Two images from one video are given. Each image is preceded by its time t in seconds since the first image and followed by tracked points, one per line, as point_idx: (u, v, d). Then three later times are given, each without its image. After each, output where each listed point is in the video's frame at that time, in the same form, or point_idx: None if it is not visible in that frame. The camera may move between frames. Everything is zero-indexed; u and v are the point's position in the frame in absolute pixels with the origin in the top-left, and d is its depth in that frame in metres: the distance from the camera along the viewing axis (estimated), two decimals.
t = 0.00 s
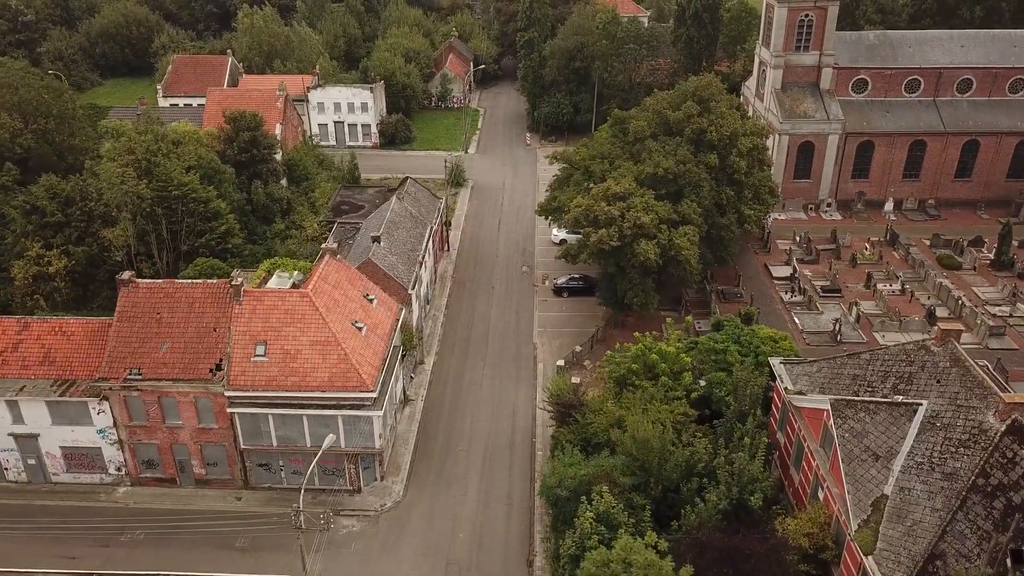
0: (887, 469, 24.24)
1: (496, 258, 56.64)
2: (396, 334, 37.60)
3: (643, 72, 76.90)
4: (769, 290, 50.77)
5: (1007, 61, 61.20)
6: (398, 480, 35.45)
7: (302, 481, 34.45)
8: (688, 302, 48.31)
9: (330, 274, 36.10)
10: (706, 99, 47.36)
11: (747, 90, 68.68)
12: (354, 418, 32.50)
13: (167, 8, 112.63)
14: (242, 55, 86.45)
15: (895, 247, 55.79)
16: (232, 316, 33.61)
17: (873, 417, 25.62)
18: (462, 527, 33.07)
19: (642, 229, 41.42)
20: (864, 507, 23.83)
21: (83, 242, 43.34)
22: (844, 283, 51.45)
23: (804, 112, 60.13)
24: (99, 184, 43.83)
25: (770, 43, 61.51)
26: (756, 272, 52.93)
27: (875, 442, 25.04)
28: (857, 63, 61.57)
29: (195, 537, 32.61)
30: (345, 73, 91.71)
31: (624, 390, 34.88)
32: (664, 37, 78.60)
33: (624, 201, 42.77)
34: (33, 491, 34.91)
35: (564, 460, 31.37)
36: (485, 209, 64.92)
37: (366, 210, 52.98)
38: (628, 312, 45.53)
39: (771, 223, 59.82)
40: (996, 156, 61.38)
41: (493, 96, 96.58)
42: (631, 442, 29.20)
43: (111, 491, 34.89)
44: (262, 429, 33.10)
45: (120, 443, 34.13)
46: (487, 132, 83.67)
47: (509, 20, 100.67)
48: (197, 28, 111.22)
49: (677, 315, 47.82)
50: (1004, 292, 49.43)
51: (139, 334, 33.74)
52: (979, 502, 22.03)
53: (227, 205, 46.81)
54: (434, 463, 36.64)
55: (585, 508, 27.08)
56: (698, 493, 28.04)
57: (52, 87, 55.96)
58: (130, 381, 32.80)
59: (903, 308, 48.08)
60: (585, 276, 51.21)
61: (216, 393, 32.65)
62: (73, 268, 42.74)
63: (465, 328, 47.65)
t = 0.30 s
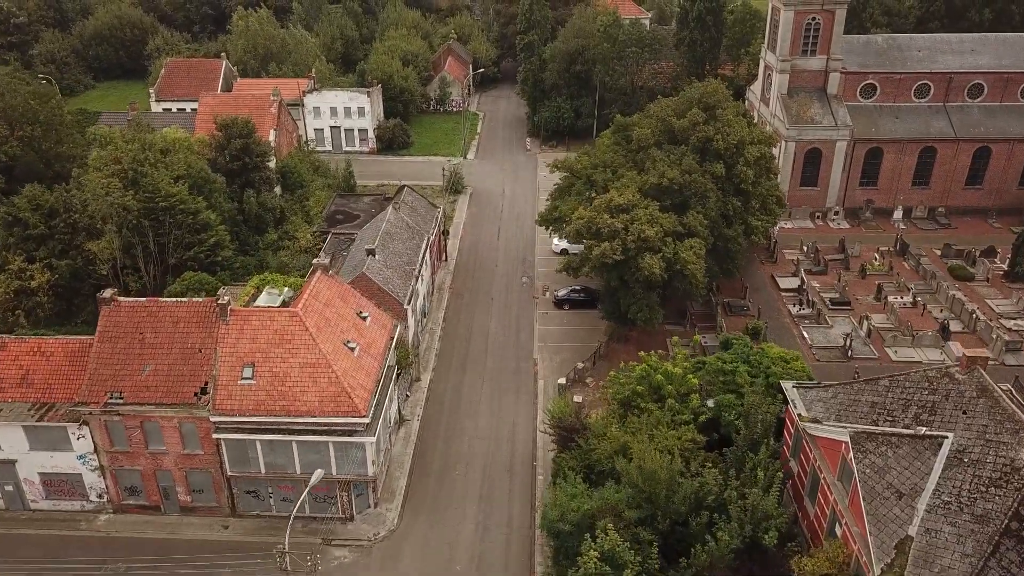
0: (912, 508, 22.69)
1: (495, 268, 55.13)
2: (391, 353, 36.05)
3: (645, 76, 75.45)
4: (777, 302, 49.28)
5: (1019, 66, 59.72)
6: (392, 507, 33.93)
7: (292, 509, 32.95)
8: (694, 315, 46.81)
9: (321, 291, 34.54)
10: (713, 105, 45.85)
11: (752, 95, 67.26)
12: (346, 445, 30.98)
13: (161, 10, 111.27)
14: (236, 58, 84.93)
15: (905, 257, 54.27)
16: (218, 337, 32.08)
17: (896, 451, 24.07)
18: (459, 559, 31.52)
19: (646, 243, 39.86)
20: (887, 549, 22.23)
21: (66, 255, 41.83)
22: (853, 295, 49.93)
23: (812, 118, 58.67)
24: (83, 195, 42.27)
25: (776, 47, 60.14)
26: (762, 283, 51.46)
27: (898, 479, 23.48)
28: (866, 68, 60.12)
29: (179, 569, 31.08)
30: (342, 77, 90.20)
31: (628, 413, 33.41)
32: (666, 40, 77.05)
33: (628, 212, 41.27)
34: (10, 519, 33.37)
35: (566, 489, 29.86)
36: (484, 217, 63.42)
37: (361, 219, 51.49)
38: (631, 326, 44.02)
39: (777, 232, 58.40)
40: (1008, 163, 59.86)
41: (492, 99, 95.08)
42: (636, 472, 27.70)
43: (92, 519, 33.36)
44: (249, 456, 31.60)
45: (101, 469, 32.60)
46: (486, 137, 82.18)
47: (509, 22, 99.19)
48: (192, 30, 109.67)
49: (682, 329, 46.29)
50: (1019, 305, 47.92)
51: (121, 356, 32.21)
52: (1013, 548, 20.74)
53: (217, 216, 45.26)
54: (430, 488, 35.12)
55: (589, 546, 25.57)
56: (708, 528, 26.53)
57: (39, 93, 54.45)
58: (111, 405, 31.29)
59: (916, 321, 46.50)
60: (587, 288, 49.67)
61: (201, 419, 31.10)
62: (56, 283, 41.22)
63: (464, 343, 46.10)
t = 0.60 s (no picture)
0: (937, 547, 21.18)
1: (495, 277, 53.75)
2: (386, 371, 34.62)
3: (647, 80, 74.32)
4: (784, 314, 47.89)
5: None
6: (388, 533, 32.55)
7: (283, 535, 31.56)
8: (700, 328, 45.47)
9: (313, 308, 33.13)
10: (719, 112, 44.50)
11: (757, 100, 66.04)
12: (338, 470, 29.60)
13: (157, 12, 109.87)
14: (232, 61, 83.53)
15: (916, 267, 52.90)
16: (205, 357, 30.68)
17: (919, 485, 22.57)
18: None
19: (651, 255, 38.44)
20: None
21: (52, 268, 40.45)
22: (863, 306, 48.57)
23: (819, 123, 57.44)
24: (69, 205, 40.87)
25: (782, 50, 59.04)
26: (769, 294, 50.10)
27: (922, 515, 21.97)
28: (874, 72, 58.76)
29: None
30: (339, 80, 88.82)
31: (634, 435, 32.10)
32: (669, 43, 75.58)
33: (632, 224, 39.87)
34: None
35: (568, 518, 28.49)
36: (483, 225, 62.06)
37: (357, 228, 50.17)
38: (635, 340, 42.64)
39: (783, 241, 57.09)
40: (1020, 170, 58.49)
41: (492, 103, 93.70)
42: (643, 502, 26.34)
43: (74, 546, 31.93)
44: (237, 481, 30.20)
45: (83, 495, 31.20)
46: (486, 141, 80.83)
47: (509, 24, 97.75)
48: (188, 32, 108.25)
49: (687, 343, 44.92)
50: None
51: (103, 376, 30.83)
52: None
53: (208, 226, 43.85)
54: (427, 513, 33.74)
55: None
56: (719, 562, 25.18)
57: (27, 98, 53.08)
58: (93, 429, 29.90)
59: (928, 334, 45.15)
60: (589, 299, 48.45)
61: (187, 443, 29.71)
62: (41, 296, 39.82)
63: (462, 356, 44.70)
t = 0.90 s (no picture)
0: None
1: (495, 288, 52.21)
2: (381, 394, 33.09)
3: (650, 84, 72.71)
4: (793, 328, 46.41)
5: None
6: (382, 565, 31.01)
7: (272, 568, 29.95)
8: (707, 343, 43.98)
9: (304, 328, 31.63)
10: (727, 120, 42.95)
11: (763, 105, 64.66)
12: (329, 502, 28.04)
13: (153, 14, 108.46)
14: (226, 64, 82.03)
15: (928, 278, 51.39)
16: (189, 382, 29.17)
17: (950, 528, 21.03)
18: None
19: (657, 270, 36.89)
20: None
21: (34, 283, 38.94)
22: (874, 320, 47.07)
23: (827, 130, 55.96)
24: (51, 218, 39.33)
25: (789, 55, 57.64)
26: (778, 307, 48.60)
27: (955, 562, 20.43)
28: (884, 77, 57.20)
29: None
30: (336, 84, 87.29)
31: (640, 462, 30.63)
32: (673, 46, 74.12)
33: (637, 237, 38.29)
34: None
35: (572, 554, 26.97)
36: (482, 233, 60.56)
37: (353, 239, 48.66)
38: (640, 357, 41.10)
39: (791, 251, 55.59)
40: None
41: (492, 106, 92.16)
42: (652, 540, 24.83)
43: None
44: (223, 513, 28.58)
45: (61, 526, 29.60)
46: (486, 146, 79.34)
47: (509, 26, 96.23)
48: (184, 34, 106.80)
49: (694, 359, 43.36)
50: None
51: (83, 402, 29.27)
52: None
53: (196, 238, 42.30)
54: (423, 542, 32.20)
55: None
56: None
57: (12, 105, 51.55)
58: (71, 459, 28.32)
59: (942, 350, 43.67)
60: (592, 312, 46.83)
61: (170, 473, 28.15)
62: (22, 312, 38.32)
63: (461, 373, 43.16)
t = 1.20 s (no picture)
0: None
1: (494, 298, 50.78)
2: (376, 416, 31.68)
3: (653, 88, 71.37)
4: (803, 341, 45.05)
5: None
6: None
7: None
8: (714, 358, 42.61)
9: (295, 349, 30.21)
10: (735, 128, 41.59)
11: (769, 110, 63.38)
12: (320, 534, 26.64)
13: (148, 16, 107.26)
14: (222, 67, 80.67)
15: (940, 289, 50.04)
16: (174, 407, 27.76)
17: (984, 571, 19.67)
18: None
19: (664, 285, 35.50)
20: None
21: (17, 297, 37.50)
22: (886, 333, 45.70)
23: (836, 136, 54.66)
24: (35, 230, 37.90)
25: (796, 59, 56.49)
26: (786, 319, 47.25)
27: None
28: (893, 82, 55.93)
29: None
30: (333, 87, 85.95)
31: (649, 490, 29.34)
32: (676, 50, 72.84)
33: (643, 250, 36.88)
34: None
35: None
36: (482, 241, 59.18)
37: (348, 250, 47.30)
38: (645, 374, 39.71)
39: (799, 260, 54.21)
40: None
41: (491, 110, 90.76)
42: None
43: None
44: (210, 544, 27.17)
45: (40, 557, 28.20)
46: (485, 151, 77.97)
47: (509, 28, 94.88)
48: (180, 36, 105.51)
49: (700, 375, 41.95)
50: None
51: (63, 427, 27.89)
52: None
53: (186, 250, 40.91)
54: (420, 572, 30.79)
55: None
56: None
57: None
58: (49, 488, 26.91)
59: (957, 366, 42.32)
60: (595, 325, 45.41)
61: (154, 503, 26.76)
62: (5, 327, 36.91)
63: (459, 389, 41.75)
